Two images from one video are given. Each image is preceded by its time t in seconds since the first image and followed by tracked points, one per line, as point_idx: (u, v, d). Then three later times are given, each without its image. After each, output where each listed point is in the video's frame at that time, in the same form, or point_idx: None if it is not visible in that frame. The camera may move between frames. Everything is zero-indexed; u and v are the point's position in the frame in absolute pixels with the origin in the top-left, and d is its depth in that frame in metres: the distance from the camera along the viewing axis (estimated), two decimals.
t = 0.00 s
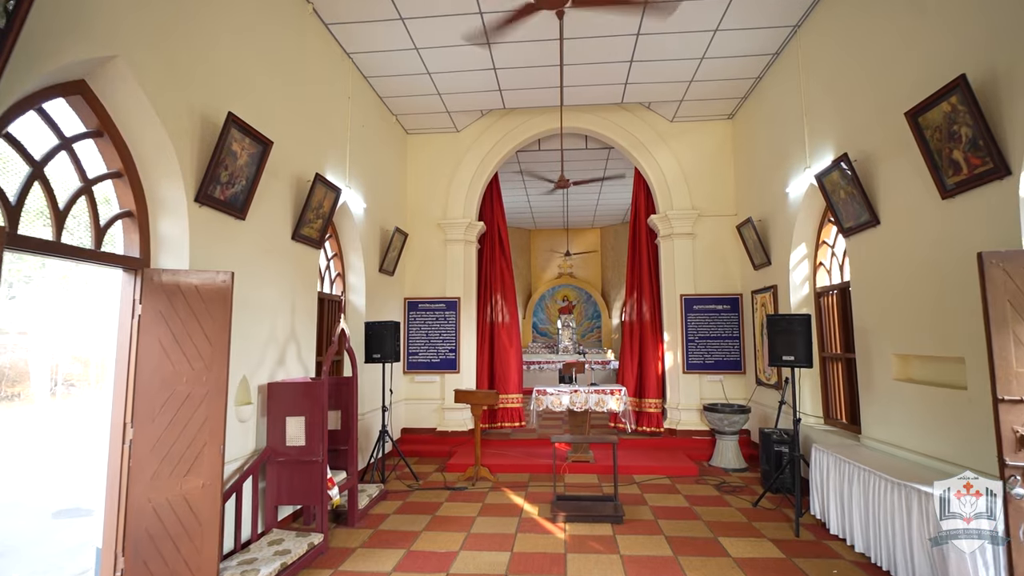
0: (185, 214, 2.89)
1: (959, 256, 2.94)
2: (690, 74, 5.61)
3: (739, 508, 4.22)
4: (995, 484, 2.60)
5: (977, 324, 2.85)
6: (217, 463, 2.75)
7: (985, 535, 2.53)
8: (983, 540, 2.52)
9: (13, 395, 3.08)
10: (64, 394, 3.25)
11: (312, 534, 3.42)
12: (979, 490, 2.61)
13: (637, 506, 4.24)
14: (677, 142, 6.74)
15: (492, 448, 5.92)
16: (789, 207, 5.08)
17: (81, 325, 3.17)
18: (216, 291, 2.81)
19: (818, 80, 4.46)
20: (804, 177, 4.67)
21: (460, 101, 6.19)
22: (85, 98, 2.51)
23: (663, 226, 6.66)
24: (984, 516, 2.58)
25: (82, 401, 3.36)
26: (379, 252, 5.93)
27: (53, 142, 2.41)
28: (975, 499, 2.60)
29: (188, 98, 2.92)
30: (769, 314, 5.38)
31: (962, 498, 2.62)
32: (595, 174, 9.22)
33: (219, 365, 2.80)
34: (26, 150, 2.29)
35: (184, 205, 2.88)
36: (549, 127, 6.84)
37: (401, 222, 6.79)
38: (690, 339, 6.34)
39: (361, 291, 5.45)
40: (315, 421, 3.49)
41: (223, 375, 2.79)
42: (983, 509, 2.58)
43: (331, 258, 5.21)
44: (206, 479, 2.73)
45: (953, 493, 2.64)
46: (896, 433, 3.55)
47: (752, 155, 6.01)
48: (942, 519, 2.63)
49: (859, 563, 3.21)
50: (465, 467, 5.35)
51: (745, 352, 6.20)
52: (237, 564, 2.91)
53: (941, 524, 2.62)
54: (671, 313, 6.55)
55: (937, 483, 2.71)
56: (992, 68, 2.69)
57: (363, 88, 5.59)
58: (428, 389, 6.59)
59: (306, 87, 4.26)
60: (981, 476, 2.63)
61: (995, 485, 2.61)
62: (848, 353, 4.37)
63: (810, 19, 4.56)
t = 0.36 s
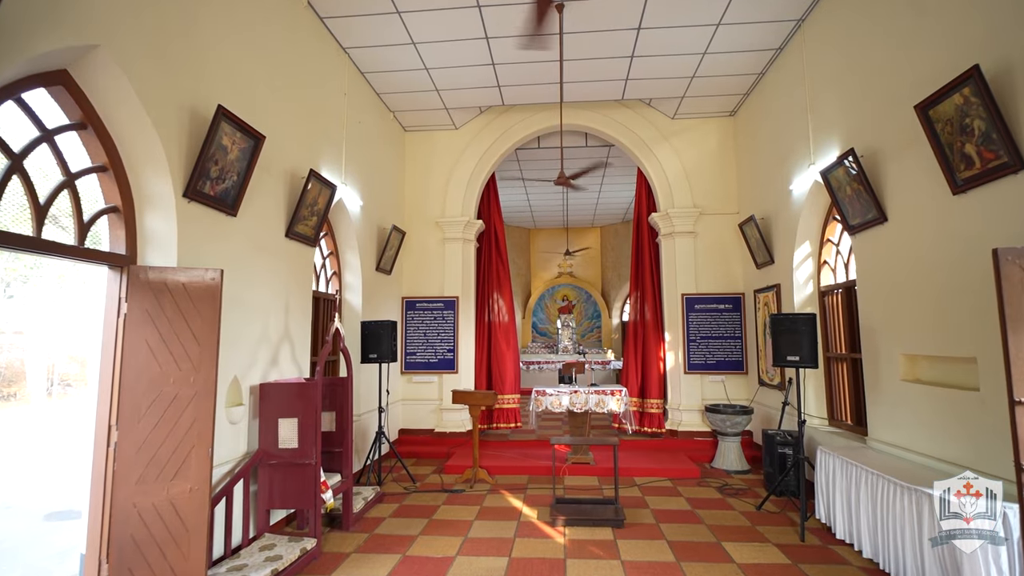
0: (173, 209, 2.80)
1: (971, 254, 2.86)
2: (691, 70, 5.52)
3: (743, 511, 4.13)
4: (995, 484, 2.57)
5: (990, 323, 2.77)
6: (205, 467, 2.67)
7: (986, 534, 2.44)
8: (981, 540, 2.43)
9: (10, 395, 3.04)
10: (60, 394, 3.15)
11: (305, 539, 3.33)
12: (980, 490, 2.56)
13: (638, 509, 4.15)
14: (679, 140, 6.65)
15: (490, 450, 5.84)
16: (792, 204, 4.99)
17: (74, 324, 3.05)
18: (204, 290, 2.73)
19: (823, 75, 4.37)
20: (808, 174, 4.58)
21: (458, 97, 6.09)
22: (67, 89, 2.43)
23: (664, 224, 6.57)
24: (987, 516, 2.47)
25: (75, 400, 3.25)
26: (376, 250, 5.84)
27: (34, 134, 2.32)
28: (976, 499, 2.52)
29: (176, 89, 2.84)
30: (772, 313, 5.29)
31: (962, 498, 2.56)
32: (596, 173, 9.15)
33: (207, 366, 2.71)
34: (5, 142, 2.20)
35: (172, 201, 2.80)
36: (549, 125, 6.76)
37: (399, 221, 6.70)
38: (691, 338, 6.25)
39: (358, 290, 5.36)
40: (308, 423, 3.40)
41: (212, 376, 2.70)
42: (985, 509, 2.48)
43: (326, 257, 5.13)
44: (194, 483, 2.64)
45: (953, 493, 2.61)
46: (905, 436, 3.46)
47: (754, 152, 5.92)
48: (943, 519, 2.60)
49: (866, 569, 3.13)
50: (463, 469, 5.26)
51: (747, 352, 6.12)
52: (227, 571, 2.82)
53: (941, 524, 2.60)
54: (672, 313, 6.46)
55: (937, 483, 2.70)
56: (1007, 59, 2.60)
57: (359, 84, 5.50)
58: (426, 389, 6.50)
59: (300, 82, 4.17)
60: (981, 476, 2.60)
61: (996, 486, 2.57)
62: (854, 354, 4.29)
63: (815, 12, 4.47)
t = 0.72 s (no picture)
0: (160, 206, 2.71)
1: (984, 252, 2.77)
2: (693, 66, 5.43)
3: (746, 515, 4.05)
4: (994, 483, 2.60)
5: (1002, 323, 2.69)
6: (191, 471, 2.58)
7: (985, 534, 2.39)
8: (982, 540, 2.39)
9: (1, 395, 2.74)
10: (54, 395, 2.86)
11: (296, 545, 3.24)
12: (980, 489, 2.59)
13: (639, 513, 4.06)
14: (680, 137, 6.56)
15: (488, 452, 5.75)
16: (796, 202, 4.91)
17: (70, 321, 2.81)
18: (191, 289, 2.64)
19: (827, 70, 4.30)
20: (812, 172, 4.50)
21: (455, 93, 6.00)
22: (46, 79, 2.34)
23: (664, 223, 6.49)
24: (985, 515, 2.40)
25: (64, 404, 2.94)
26: (372, 249, 5.75)
27: (11, 126, 2.23)
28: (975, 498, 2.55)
29: (163, 82, 2.75)
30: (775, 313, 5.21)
31: (962, 498, 2.58)
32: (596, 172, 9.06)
33: (195, 368, 2.63)
34: None
35: (158, 196, 2.71)
36: (548, 122, 6.67)
37: (396, 219, 6.61)
38: (692, 339, 6.17)
39: (353, 289, 5.27)
40: (300, 425, 3.32)
41: (199, 378, 2.62)
42: (984, 509, 2.41)
43: (321, 256, 5.05)
44: (181, 489, 2.56)
45: (953, 492, 2.63)
46: (913, 439, 3.38)
47: (756, 150, 5.83)
48: (943, 519, 2.60)
49: None
50: (461, 471, 5.18)
51: (749, 352, 6.04)
52: None
53: (941, 524, 2.60)
54: (673, 313, 6.38)
55: (939, 484, 2.73)
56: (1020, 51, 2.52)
57: (355, 80, 5.41)
58: (423, 390, 6.41)
59: (294, 77, 4.09)
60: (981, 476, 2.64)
61: (996, 486, 2.60)
62: (859, 354, 4.20)
63: (818, 7, 4.39)
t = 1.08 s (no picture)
0: (146, 203, 2.62)
1: (997, 251, 2.69)
2: (695, 62, 5.35)
3: (749, 519, 3.96)
4: (994, 484, 2.56)
5: (1015, 324, 2.60)
6: (178, 477, 2.50)
7: (984, 534, 2.37)
8: (982, 539, 2.38)
9: None
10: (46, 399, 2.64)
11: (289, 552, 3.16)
12: (980, 490, 2.56)
13: (640, 518, 3.98)
14: (681, 135, 6.48)
15: (487, 454, 5.67)
16: (799, 200, 4.83)
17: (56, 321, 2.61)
18: (179, 289, 2.56)
19: (832, 66, 4.21)
20: (817, 169, 4.42)
21: (454, 90, 5.92)
22: (25, 71, 2.25)
23: (665, 222, 6.40)
24: (986, 515, 2.40)
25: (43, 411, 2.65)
26: (369, 248, 5.66)
27: None
28: (975, 499, 2.53)
29: (149, 74, 2.66)
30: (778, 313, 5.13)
31: (962, 499, 2.57)
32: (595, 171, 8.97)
33: (182, 370, 2.54)
34: None
35: (144, 193, 2.63)
36: (547, 120, 6.59)
37: (393, 218, 6.52)
38: (694, 339, 6.09)
39: (349, 289, 5.18)
40: (293, 429, 3.23)
41: (187, 380, 2.54)
42: (984, 509, 2.44)
43: (316, 255, 4.96)
44: (167, 496, 2.47)
45: (953, 493, 2.61)
46: (922, 442, 3.30)
47: (759, 148, 5.75)
48: (943, 519, 2.59)
49: None
50: (459, 474, 5.09)
51: (751, 353, 5.96)
52: None
53: (941, 524, 2.59)
54: (673, 313, 6.29)
55: (938, 484, 2.69)
56: None
57: (351, 76, 5.32)
58: (421, 391, 6.31)
59: (287, 72, 4.00)
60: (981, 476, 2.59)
61: (996, 486, 2.55)
62: (865, 355, 4.12)
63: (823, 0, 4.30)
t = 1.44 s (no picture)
0: (131, 199, 2.54)
1: (1008, 249, 2.62)
2: (696, 58, 5.27)
3: (752, 524, 3.88)
4: (996, 483, 2.44)
5: None
6: (163, 484, 2.41)
7: (984, 534, 2.35)
8: (982, 540, 2.36)
9: None
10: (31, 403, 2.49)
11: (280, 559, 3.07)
12: (980, 490, 2.46)
13: (641, 522, 3.89)
14: (681, 134, 6.40)
15: (485, 457, 5.58)
16: (803, 198, 4.75)
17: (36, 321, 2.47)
18: (163, 289, 2.46)
19: (837, 61, 4.13)
20: (821, 167, 4.34)
21: (451, 87, 5.83)
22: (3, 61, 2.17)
23: (666, 221, 6.32)
24: (986, 516, 2.37)
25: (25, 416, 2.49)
26: (365, 247, 5.57)
27: None
28: (976, 499, 2.45)
29: (134, 66, 2.57)
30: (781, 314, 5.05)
31: (963, 499, 2.51)
32: (595, 169, 8.90)
33: (167, 373, 2.45)
34: None
35: (129, 188, 2.55)
36: (546, 118, 6.52)
37: (390, 216, 6.44)
38: (695, 340, 6.01)
39: (345, 288, 5.09)
40: (284, 433, 3.15)
41: (172, 384, 2.44)
42: (985, 509, 2.41)
43: (311, 254, 4.88)
44: (151, 503, 2.38)
45: (953, 493, 2.55)
46: (930, 445, 3.22)
47: (761, 145, 5.67)
48: (943, 519, 2.58)
49: None
50: (456, 477, 5.00)
51: (753, 354, 5.88)
52: None
53: (942, 524, 2.58)
54: (674, 313, 6.21)
55: (938, 485, 2.63)
56: None
57: (347, 72, 5.24)
58: (418, 393, 6.23)
59: (280, 67, 3.92)
60: (981, 476, 2.48)
61: (997, 486, 2.45)
62: (870, 356, 4.04)
63: None
